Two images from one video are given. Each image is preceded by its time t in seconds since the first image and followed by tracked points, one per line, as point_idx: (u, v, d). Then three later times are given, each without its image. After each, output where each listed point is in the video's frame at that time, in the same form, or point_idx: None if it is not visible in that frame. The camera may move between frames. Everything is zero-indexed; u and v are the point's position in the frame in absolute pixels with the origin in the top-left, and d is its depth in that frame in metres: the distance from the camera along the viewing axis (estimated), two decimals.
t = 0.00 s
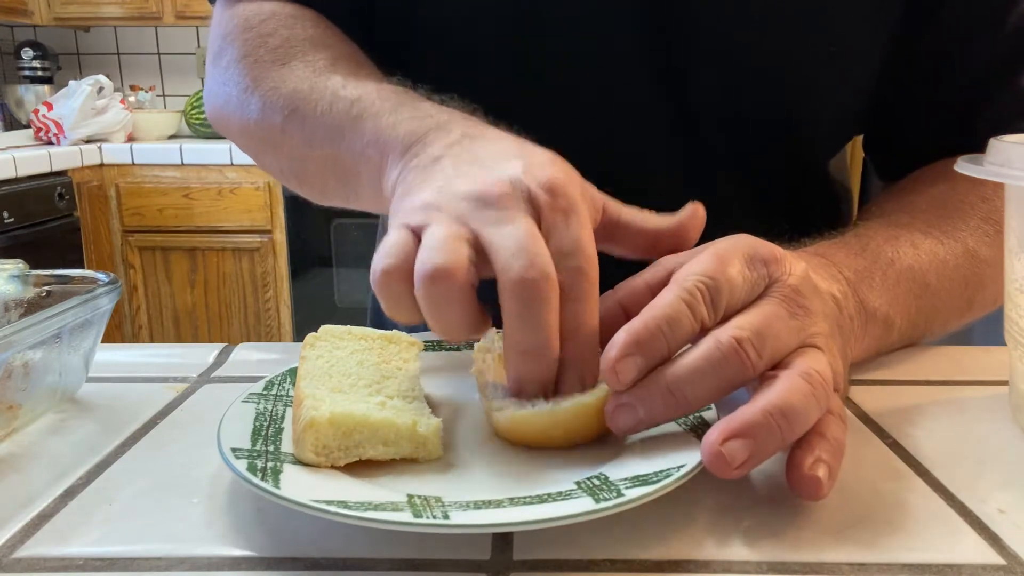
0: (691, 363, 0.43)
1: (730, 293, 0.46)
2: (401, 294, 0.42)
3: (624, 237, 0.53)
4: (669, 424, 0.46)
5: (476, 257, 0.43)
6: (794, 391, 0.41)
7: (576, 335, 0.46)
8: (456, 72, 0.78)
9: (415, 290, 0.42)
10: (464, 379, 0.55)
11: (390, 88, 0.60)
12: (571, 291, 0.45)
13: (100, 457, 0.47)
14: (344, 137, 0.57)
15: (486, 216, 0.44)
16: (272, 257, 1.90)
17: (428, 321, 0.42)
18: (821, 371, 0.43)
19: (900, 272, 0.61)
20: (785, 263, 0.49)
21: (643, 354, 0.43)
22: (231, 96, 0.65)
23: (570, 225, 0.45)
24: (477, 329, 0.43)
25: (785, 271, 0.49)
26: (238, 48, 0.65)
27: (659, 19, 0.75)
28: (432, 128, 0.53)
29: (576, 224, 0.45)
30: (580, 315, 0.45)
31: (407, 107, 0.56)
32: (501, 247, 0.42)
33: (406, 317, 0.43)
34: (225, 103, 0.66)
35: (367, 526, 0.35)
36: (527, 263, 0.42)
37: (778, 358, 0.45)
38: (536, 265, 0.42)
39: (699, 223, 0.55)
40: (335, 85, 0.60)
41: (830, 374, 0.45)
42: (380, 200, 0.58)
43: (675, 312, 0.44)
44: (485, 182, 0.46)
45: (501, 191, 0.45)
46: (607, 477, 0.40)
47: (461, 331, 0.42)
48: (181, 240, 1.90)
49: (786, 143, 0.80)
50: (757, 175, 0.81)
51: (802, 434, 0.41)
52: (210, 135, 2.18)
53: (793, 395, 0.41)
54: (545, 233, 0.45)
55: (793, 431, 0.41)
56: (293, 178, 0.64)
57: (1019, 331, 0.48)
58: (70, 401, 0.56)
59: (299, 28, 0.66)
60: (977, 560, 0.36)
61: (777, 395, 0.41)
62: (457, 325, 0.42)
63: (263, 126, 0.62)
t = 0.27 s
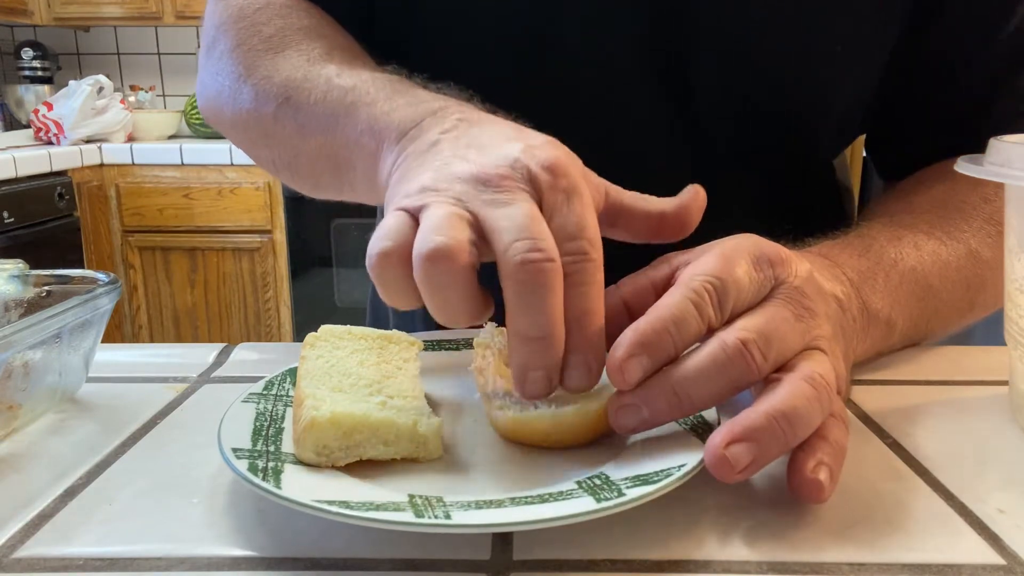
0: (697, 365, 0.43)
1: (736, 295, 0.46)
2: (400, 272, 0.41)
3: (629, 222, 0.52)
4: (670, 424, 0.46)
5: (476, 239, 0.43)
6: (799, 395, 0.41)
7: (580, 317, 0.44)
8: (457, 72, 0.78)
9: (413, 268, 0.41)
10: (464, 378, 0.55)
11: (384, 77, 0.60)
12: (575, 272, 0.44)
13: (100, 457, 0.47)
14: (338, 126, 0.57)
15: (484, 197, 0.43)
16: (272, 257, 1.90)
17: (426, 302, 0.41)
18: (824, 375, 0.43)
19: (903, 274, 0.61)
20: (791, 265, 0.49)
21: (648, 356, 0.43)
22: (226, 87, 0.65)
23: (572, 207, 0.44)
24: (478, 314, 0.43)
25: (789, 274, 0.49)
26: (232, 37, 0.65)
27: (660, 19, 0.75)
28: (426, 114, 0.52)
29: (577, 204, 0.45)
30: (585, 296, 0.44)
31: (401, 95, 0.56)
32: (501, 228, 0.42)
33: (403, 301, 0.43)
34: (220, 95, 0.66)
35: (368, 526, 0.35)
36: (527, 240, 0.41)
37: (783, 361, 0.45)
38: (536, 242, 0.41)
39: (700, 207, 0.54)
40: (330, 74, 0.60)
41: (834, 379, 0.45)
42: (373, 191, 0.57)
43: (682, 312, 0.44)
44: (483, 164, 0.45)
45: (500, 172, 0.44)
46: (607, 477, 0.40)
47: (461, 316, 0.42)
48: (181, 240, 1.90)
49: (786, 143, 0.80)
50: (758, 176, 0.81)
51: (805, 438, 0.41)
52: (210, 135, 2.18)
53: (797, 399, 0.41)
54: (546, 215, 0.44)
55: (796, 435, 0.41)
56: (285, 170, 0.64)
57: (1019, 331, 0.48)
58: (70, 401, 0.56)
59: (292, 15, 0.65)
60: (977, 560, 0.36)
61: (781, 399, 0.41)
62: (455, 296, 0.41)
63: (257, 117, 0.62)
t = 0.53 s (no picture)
0: (698, 370, 0.43)
1: (737, 299, 0.46)
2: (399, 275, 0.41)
3: (620, 213, 0.52)
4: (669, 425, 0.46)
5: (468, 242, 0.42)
6: (801, 401, 0.41)
7: (573, 322, 0.45)
8: (457, 72, 0.78)
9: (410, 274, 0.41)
10: (465, 379, 0.55)
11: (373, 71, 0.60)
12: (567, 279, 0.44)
13: (100, 457, 0.47)
14: (327, 119, 0.57)
15: (477, 199, 0.43)
16: (272, 257, 1.90)
17: (422, 309, 0.41)
18: (824, 379, 0.43)
19: (903, 275, 0.61)
20: (790, 268, 0.49)
21: (648, 362, 0.43)
22: (218, 83, 0.65)
23: (564, 208, 0.44)
24: (474, 314, 0.43)
25: (788, 277, 0.49)
26: (224, 32, 0.65)
27: (660, 19, 0.75)
28: (414, 108, 0.52)
29: (568, 207, 0.45)
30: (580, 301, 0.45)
31: (390, 89, 0.56)
32: (494, 234, 0.42)
33: (397, 305, 0.42)
34: (214, 91, 0.66)
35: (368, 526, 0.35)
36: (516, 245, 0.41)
37: (783, 364, 0.45)
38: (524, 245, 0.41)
39: (692, 195, 0.54)
40: (319, 68, 0.60)
41: (834, 383, 0.45)
42: (362, 185, 0.57)
43: (683, 317, 0.44)
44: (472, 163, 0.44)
45: (490, 171, 0.44)
46: (607, 477, 0.40)
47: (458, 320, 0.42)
48: (181, 240, 1.90)
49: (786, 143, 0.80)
50: (758, 176, 0.81)
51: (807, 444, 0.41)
52: (210, 135, 2.18)
53: (800, 404, 0.41)
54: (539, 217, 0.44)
55: (799, 441, 0.41)
56: (278, 165, 0.64)
57: (1019, 331, 0.48)
58: (70, 401, 0.56)
59: (281, 14, 0.65)
60: (977, 560, 0.36)
61: (784, 405, 0.41)
62: (453, 312, 0.41)
63: (249, 113, 0.62)
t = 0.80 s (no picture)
0: (696, 369, 0.43)
1: (734, 298, 0.46)
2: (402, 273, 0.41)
3: (611, 218, 0.52)
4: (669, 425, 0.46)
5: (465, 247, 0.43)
6: (798, 400, 0.41)
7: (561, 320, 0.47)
8: (457, 72, 0.78)
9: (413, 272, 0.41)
10: (465, 379, 0.55)
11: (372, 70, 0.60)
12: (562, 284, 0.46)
13: (100, 457, 0.47)
14: (327, 117, 0.57)
15: (477, 204, 0.43)
16: (272, 257, 1.90)
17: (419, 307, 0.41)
18: (822, 377, 0.43)
19: (901, 275, 0.61)
20: (788, 268, 0.49)
21: (646, 361, 0.43)
22: (218, 83, 0.65)
23: (562, 215, 0.45)
24: (467, 319, 0.43)
25: (784, 276, 0.49)
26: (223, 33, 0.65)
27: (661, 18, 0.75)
28: (413, 107, 0.52)
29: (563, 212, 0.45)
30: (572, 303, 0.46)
31: (389, 87, 0.56)
32: (490, 241, 0.43)
33: (393, 303, 0.42)
34: (213, 92, 0.66)
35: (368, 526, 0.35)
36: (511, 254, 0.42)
37: (780, 363, 0.45)
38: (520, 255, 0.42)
39: (683, 203, 0.54)
40: (319, 68, 0.60)
41: (832, 381, 0.45)
42: (361, 181, 0.57)
43: (679, 316, 0.44)
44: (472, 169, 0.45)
45: (491, 175, 0.44)
46: (607, 477, 0.40)
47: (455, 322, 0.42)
48: (181, 240, 1.90)
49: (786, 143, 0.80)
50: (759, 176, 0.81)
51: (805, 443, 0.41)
52: (209, 135, 2.18)
53: (797, 403, 0.41)
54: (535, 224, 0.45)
55: (796, 440, 0.41)
56: (278, 162, 0.64)
57: (1019, 331, 0.48)
58: (70, 401, 0.56)
59: (283, 15, 0.65)
60: (977, 560, 0.36)
61: (781, 403, 0.41)
62: (451, 312, 0.41)
63: (249, 112, 0.62)
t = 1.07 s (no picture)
0: (692, 367, 0.43)
1: (730, 297, 0.46)
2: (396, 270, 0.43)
3: (605, 222, 0.53)
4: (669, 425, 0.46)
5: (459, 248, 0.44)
6: (794, 395, 0.41)
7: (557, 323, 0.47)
8: (457, 73, 0.78)
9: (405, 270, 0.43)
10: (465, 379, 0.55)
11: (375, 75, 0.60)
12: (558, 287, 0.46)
13: (100, 457, 0.47)
14: (332, 122, 0.57)
15: (471, 209, 0.44)
16: (272, 257, 1.90)
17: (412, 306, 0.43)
18: (818, 373, 0.44)
19: (898, 273, 0.61)
20: (783, 266, 0.50)
21: (642, 359, 0.43)
22: (222, 88, 0.65)
23: (556, 219, 0.46)
24: (458, 320, 0.44)
25: (780, 274, 0.49)
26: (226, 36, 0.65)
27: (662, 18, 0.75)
28: (416, 111, 0.53)
29: (555, 222, 0.46)
30: (565, 311, 0.47)
31: (392, 91, 0.56)
32: (483, 243, 0.44)
33: (389, 300, 0.44)
34: (217, 95, 0.66)
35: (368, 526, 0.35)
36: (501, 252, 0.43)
37: (777, 360, 0.45)
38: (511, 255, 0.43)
39: (678, 209, 0.54)
40: (323, 73, 0.60)
41: (829, 377, 0.45)
42: (366, 184, 0.58)
43: (675, 314, 0.44)
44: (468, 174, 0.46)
45: (486, 181, 0.45)
46: (607, 477, 0.40)
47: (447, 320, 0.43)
48: (181, 240, 1.90)
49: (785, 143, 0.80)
50: (758, 175, 0.81)
51: (802, 438, 0.41)
52: (209, 135, 2.18)
53: (794, 398, 0.41)
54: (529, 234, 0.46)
55: (792, 435, 0.41)
56: (282, 163, 0.65)
57: (1019, 331, 0.48)
58: (70, 401, 0.56)
59: (286, 17, 0.65)
60: (977, 560, 0.36)
61: (777, 399, 0.41)
62: (441, 313, 0.43)
63: (254, 116, 0.62)
